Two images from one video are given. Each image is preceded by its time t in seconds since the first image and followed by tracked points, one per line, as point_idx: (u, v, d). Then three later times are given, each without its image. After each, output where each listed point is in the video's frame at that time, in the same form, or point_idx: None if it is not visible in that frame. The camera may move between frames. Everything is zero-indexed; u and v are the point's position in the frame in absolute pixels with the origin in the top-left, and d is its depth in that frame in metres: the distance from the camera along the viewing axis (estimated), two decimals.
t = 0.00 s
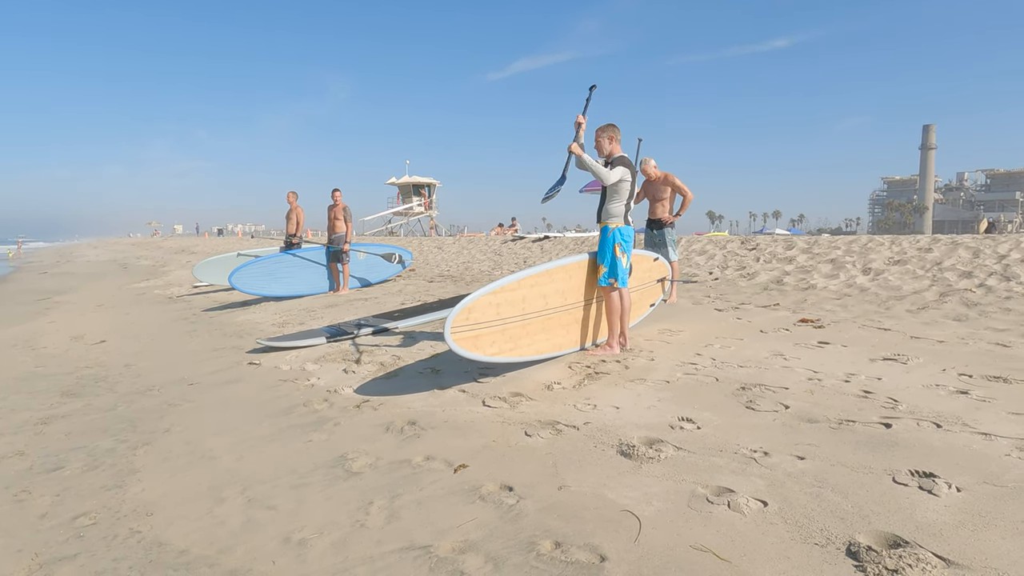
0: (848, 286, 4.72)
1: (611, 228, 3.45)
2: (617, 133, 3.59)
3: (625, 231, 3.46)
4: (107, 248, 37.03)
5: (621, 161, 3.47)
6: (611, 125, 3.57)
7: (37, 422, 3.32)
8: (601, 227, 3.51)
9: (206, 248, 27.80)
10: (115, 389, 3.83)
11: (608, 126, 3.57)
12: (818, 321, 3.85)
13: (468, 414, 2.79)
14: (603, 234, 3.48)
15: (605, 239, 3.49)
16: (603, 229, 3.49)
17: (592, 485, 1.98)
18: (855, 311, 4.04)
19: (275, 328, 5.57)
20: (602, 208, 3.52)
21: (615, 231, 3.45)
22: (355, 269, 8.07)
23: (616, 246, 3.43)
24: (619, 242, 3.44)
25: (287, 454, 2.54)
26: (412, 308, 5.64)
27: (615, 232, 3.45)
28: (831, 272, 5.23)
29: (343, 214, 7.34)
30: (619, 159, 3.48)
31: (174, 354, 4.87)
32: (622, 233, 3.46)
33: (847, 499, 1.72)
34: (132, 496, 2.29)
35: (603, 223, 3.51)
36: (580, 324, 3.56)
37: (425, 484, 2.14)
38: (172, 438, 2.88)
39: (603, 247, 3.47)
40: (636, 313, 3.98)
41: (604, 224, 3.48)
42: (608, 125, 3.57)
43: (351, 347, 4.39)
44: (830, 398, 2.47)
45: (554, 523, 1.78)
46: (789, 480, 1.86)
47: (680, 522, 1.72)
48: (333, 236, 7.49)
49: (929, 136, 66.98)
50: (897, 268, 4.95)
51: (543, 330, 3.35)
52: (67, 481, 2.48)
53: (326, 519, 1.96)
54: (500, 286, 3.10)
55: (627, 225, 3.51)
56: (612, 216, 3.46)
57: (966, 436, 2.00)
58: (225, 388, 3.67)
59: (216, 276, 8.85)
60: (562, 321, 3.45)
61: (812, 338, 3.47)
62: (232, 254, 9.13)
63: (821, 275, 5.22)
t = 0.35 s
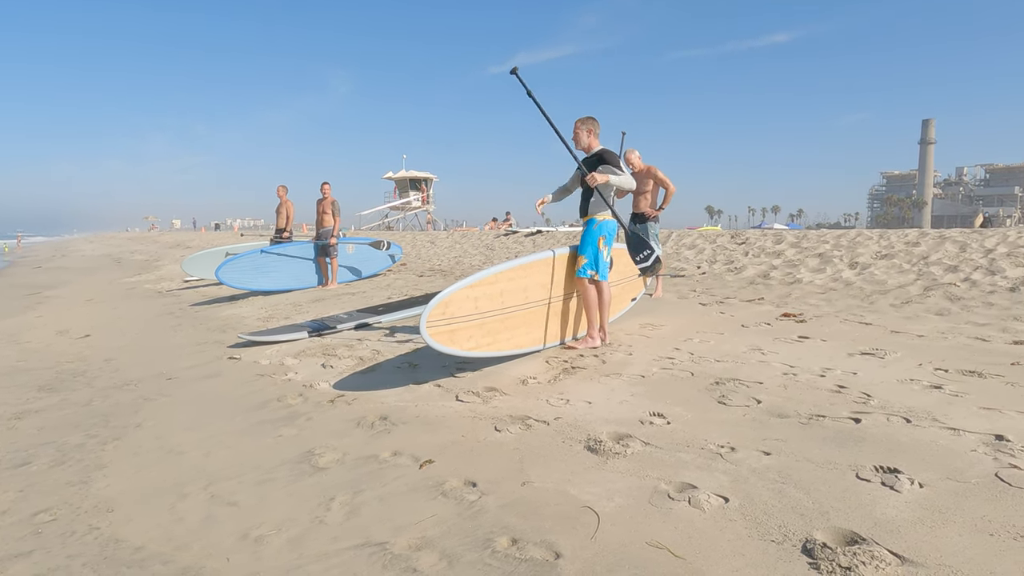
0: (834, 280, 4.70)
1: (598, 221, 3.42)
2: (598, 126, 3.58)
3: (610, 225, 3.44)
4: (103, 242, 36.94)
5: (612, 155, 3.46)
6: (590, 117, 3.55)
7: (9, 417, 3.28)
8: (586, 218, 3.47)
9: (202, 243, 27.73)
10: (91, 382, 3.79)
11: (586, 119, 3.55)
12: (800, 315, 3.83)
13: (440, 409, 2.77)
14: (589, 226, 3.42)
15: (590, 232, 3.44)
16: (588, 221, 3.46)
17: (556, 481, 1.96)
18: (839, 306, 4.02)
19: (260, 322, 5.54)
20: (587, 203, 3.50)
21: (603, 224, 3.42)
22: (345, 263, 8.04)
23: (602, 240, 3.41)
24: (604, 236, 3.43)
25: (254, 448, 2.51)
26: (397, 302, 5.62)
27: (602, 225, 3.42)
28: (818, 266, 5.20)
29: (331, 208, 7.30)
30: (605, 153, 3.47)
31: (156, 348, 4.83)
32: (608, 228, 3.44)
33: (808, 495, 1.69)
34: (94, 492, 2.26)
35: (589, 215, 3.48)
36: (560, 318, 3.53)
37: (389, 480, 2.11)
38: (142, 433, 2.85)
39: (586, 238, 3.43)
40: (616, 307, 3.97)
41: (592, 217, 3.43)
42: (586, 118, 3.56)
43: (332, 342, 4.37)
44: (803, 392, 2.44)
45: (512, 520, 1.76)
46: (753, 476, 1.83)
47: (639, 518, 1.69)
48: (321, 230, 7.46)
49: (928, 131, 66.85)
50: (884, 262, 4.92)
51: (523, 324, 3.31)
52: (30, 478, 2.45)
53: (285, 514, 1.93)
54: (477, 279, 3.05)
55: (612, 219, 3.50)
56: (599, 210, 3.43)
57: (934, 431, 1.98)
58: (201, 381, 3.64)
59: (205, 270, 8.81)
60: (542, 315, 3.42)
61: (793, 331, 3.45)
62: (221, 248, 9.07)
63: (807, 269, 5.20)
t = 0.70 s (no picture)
0: (820, 277, 4.67)
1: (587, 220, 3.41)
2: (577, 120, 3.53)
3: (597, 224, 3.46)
4: (98, 236, 36.68)
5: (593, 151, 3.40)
6: (570, 112, 3.49)
7: None
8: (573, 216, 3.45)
9: (196, 237, 27.62)
10: (69, 378, 3.75)
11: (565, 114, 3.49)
12: (783, 313, 3.81)
13: (415, 409, 2.74)
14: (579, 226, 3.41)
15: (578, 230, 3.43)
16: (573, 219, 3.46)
17: (523, 486, 1.93)
18: (823, 303, 4.00)
19: (245, 319, 5.51)
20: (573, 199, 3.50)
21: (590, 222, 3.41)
22: (334, 259, 8.00)
23: (591, 239, 3.43)
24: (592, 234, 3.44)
25: (225, 450, 2.48)
26: (383, 299, 5.60)
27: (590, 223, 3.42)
28: (805, 263, 5.18)
29: (319, 203, 7.24)
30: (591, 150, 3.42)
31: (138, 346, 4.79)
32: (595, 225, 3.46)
33: (774, 500, 1.67)
34: (59, 496, 2.23)
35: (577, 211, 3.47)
36: (539, 317, 3.52)
37: (357, 484, 2.08)
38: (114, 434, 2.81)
39: (574, 237, 3.43)
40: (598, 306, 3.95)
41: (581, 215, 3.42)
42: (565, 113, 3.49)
43: (315, 340, 4.34)
44: (778, 393, 2.42)
45: (476, 526, 1.73)
46: (720, 480, 1.81)
47: (602, 524, 1.67)
48: (310, 226, 7.41)
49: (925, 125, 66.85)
50: (871, 259, 4.90)
51: (502, 323, 3.29)
52: None
53: (248, 518, 1.90)
54: (455, 278, 3.03)
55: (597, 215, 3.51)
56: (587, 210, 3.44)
57: (906, 434, 1.96)
58: (179, 380, 3.60)
59: (194, 266, 8.76)
60: (522, 314, 3.41)
61: (775, 330, 3.44)
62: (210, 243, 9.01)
63: (795, 266, 5.17)
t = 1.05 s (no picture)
0: (815, 278, 4.58)
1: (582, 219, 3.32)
2: (568, 113, 3.42)
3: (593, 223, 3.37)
4: (96, 237, 36.54)
5: (582, 148, 3.29)
6: (561, 105, 3.39)
7: None
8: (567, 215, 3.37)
9: (193, 238, 27.60)
10: (42, 380, 3.65)
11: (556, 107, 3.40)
12: (776, 314, 3.71)
13: (391, 415, 2.64)
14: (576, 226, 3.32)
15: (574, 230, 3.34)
16: (569, 216, 3.35)
17: (495, 496, 1.83)
18: (818, 304, 3.90)
19: (230, 321, 5.41)
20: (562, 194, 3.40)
21: (586, 220, 3.32)
22: (324, 260, 7.91)
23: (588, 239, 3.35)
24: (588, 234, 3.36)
25: (190, 456, 2.36)
26: (371, 300, 5.51)
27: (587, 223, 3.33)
28: (800, 263, 5.08)
29: (309, 203, 7.16)
30: (587, 148, 3.29)
31: (118, 347, 4.68)
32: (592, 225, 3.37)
33: (756, 513, 1.57)
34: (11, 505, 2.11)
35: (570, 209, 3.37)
36: (524, 319, 3.43)
37: (322, 494, 1.98)
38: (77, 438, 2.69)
39: (570, 237, 3.33)
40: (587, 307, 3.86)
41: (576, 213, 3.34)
42: (556, 105, 3.39)
43: (297, 342, 4.24)
44: (766, 398, 2.32)
45: (441, 540, 1.63)
46: (702, 491, 1.71)
47: (574, 540, 1.56)
48: (300, 226, 7.32)
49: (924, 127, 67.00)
50: (868, 258, 4.80)
51: (485, 325, 3.20)
52: None
53: (204, 530, 1.79)
54: (435, 279, 2.94)
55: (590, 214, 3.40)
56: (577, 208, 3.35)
57: (898, 442, 1.87)
58: (154, 383, 3.48)
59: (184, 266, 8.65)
60: (506, 316, 3.32)
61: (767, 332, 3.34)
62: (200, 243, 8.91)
63: (790, 266, 5.08)
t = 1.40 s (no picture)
0: (827, 286, 4.42)
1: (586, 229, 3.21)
2: (572, 120, 3.31)
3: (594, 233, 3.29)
4: (115, 241, 37.22)
5: (585, 156, 3.16)
6: (565, 110, 3.28)
7: None
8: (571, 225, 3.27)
9: (209, 242, 27.94)
10: (39, 391, 3.63)
11: (560, 112, 3.29)
12: (786, 326, 3.57)
13: (381, 432, 2.56)
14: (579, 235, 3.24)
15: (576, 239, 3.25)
16: (573, 225, 3.26)
17: (477, 526, 1.73)
18: (830, 315, 3.75)
19: (233, 329, 5.39)
20: (564, 201, 3.30)
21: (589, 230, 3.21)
22: (331, 266, 7.90)
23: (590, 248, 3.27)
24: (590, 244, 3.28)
25: (173, 475, 2.30)
26: (374, 308, 5.45)
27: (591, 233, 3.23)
28: (813, 270, 4.92)
29: (315, 209, 7.16)
30: (592, 158, 3.16)
31: (120, 356, 4.67)
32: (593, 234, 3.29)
33: (752, 552, 1.45)
34: None
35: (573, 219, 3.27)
36: (522, 331, 3.33)
37: (300, 519, 1.90)
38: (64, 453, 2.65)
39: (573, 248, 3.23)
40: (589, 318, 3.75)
41: (579, 223, 3.24)
42: (560, 110, 3.28)
43: (296, 352, 4.19)
44: (771, 419, 2.20)
45: None
46: (695, 525, 1.59)
47: None
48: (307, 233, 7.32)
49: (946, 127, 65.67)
50: (884, 266, 4.63)
51: (482, 339, 3.11)
52: None
53: (173, 557, 1.72)
54: (428, 292, 2.85)
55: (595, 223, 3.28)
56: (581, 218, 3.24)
57: (907, 471, 1.73)
58: (148, 394, 3.44)
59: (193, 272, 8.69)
60: (503, 328, 3.22)
61: (775, 345, 3.20)
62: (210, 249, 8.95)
63: (802, 274, 4.92)
